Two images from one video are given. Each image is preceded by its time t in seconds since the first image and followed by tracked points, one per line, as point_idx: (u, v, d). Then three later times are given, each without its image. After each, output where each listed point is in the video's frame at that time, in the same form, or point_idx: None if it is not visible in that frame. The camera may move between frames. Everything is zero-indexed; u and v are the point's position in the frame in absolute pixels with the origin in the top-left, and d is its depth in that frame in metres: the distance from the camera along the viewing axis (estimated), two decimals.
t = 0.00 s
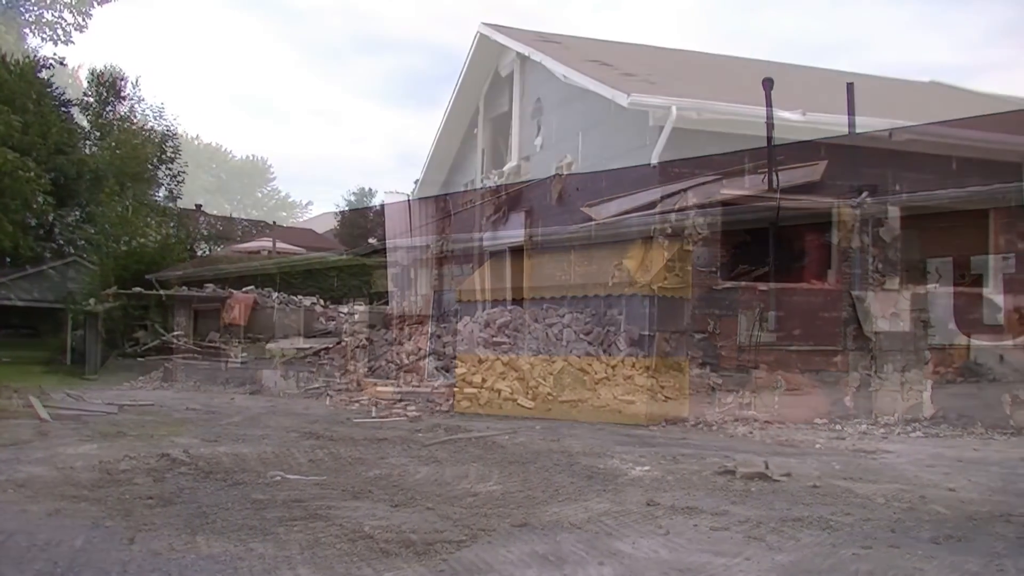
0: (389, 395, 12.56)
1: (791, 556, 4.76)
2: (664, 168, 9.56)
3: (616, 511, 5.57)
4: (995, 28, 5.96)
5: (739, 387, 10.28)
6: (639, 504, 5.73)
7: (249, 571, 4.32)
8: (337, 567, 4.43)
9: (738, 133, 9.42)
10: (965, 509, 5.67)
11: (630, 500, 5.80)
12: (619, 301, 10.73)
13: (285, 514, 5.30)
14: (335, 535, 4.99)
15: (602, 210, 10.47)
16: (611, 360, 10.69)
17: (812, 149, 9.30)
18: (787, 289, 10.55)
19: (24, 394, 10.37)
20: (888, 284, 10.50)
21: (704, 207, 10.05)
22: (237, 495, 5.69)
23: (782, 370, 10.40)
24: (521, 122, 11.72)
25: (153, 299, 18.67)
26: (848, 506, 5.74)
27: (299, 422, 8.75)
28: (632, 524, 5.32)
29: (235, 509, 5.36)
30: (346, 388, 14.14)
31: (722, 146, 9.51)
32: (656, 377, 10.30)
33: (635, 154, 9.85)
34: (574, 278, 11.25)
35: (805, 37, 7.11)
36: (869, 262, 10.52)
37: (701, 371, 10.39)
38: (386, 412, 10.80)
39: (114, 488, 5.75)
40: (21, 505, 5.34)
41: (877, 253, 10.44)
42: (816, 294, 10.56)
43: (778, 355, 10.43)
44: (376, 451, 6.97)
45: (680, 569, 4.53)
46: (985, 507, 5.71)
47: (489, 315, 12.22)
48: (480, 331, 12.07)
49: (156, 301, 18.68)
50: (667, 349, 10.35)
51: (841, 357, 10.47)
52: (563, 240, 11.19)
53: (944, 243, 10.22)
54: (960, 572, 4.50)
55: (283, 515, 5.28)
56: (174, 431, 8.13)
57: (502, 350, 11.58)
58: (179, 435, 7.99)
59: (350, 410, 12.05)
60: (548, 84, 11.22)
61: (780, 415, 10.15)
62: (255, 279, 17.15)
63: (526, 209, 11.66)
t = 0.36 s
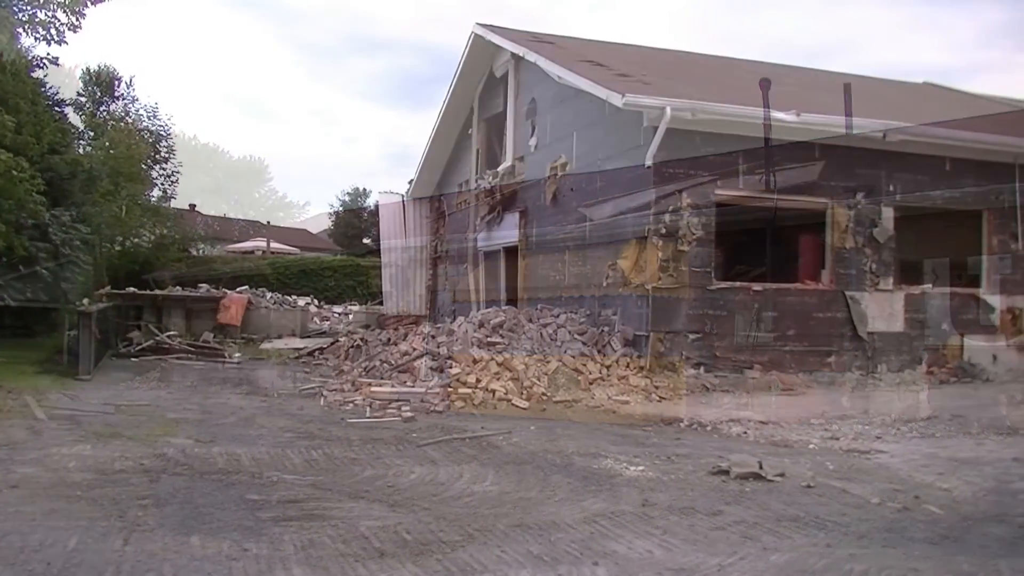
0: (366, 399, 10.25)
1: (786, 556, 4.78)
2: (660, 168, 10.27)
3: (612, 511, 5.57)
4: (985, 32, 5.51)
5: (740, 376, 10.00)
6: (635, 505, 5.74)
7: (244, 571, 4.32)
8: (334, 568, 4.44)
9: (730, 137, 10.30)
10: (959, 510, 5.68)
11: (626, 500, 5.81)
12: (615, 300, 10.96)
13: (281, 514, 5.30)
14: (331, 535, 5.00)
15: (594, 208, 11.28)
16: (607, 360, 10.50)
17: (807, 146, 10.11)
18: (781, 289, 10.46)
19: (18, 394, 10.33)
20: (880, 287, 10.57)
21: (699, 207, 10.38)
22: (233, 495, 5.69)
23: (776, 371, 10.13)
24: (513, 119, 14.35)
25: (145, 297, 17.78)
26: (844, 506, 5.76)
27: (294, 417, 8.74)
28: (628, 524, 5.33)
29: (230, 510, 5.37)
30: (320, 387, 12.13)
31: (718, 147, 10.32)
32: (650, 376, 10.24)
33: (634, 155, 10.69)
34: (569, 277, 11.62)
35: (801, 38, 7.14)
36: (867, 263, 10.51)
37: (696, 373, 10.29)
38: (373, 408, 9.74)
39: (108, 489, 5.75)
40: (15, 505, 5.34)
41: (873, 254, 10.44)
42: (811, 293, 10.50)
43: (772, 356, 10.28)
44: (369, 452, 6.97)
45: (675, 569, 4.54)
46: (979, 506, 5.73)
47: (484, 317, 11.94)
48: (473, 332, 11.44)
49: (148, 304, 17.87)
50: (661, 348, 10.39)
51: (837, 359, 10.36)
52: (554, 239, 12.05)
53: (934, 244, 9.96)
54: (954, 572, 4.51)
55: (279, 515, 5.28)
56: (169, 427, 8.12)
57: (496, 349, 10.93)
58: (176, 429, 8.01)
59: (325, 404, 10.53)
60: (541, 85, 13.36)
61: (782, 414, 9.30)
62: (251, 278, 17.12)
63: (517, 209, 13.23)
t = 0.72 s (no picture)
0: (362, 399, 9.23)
1: (781, 556, 4.80)
2: (659, 169, 10.08)
3: (609, 512, 5.60)
4: None
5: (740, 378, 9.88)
6: (632, 504, 5.77)
7: (241, 571, 4.37)
8: (330, 568, 4.48)
9: (731, 135, 10.30)
10: (957, 510, 5.69)
11: (623, 500, 5.85)
12: (612, 300, 10.89)
13: (278, 516, 5.36)
14: (329, 535, 5.06)
15: (592, 210, 11.49)
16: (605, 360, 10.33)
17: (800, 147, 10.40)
18: (779, 290, 10.50)
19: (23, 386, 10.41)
20: (875, 289, 10.91)
21: (696, 206, 10.24)
22: (233, 495, 5.76)
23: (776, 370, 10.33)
24: (510, 117, 14.36)
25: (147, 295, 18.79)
26: (841, 506, 5.78)
27: (296, 413, 8.80)
28: (625, 524, 5.36)
29: (230, 511, 5.43)
30: (315, 387, 10.55)
31: (716, 147, 10.26)
32: (647, 376, 9.99)
33: (632, 155, 10.54)
34: (568, 277, 12.05)
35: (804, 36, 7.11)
36: (864, 265, 10.86)
37: (695, 373, 10.17)
38: (369, 408, 8.71)
39: (108, 489, 5.81)
40: (16, 505, 5.42)
41: (870, 254, 10.88)
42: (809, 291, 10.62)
43: (771, 356, 10.46)
44: (368, 451, 7.02)
45: (671, 570, 4.57)
46: (977, 506, 5.75)
47: (481, 317, 11.36)
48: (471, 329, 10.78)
49: (147, 304, 19.30)
50: (659, 349, 10.13)
51: (835, 359, 10.73)
52: (555, 238, 12.52)
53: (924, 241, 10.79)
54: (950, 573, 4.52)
55: (277, 517, 5.34)
56: (171, 424, 8.20)
57: (494, 349, 10.30)
58: (177, 426, 8.06)
59: (321, 408, 9.17)
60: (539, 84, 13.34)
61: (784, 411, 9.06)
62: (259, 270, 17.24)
63: (518, 209, 13.80)
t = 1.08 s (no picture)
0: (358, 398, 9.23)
1: (775, 556, 4.80)
2: (653, 169, 10.09)
3: (602, 512, 5.60)
4: None
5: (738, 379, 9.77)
6: (626, 504, 5.77)
7: (234, 571, 4.37)
8: (323, 568, 4.48)
9: (725, 136, 10.31)
10: (950, 509, 5.70)
11: (617, 500, 5.85)
12: (605, 301, 10.89)
13: (272, 517, 5.35)
14: (322, 535, 5.05)
15: (586, 211, 11.50)
16: (596, 361, 10.32)
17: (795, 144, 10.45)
18: (773, 290, 10.51)
19: (16, 387, 10.37)
20: (869, 290, 10.93)
21: (690, 207, 10.26)
22: (226, 496, 5.76)
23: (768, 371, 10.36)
24: (504, 117, 14.37)
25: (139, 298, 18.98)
26: (835, 506, 5.78)
27: (290, 413, 8.80)
28: (618, 525, 5.36)
29: (223, 512, 5.42)
30: (309, 387, 10.58)
31: (709, 148, 10.27)
32: (641, 377, 9.98)
33: (626, 156, 10.52)
34: (563, 277, 12.05)
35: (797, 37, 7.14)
36: (858, 266, 10.87)
37: (688, 372, 10.20)
38: (363, 408, 8.69)
39: (100, 490, 5.80)
40: (9, 506, 5.40)
41: (864, 254, 10.90)
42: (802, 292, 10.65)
43: (765, 357, 10.48)
44: (362, 452, 7.01)
45: (665, 569, 4.57)
46: (971, 506, 5.74)
47: (475, 317, 11.34)
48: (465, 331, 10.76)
49: (140, 304, 19.23)
50: (652, 349, 10.12)
51: (829, 359, 10.75)
52: (549, 238, 12.53)
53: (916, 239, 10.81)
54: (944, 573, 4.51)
55: (271, 518, 5.34)
56: (165, 424, 8.20)
57: (488, 349, 10.29)
58: (171, 427, 8.04)
59: (315, 408, 9.16)
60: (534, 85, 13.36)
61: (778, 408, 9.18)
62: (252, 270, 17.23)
63: (513, 209, 13.79)
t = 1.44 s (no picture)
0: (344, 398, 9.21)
1: (761, 555, 4.82)
2: (640, 169, 10.10)
3: (589, 512, 5.60)
4: None
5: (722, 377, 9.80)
6: (612, 504, 5.77)
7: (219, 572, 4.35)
8: (309, 569, 4.47)
9: (711, 136, 10.34)
10: (934, 509, 5.72)
11: (604, 499, 5.85)
12: (592, 301, 10.90)
13: (258, 517, 5.34)
14: (308, 536, 5.03)
15: (572, 211, 11.51)
16: (582, 361, 10.32)
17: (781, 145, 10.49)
18: (759, 290, 10.55)
19: None
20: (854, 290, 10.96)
21: (676, 207, 10.28)
22: (212, 497, 5.74)
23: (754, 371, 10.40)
24: (490, 116, 14.36)
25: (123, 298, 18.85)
26: (820, 505, 5.80)
27: (275, 414, 8.77)
28: (604, 524, 5.36)
29: (208, 512, 5.40)
30: (294, 387, 10.59)
31: (695, 148, 10.29)
32: (627, 377, 9.99)
33: (612, 156, 10.53)
34: (548, 277, 12.06)
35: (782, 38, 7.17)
36: (843, 266, 10.92)
37: (675, 372, 10.22)
38: (348, 408, 8.65)
39: (84, 491, 5.76)
40: None
41: (849, 255, 10.94)
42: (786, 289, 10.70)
43: (751, 357, 10.51)
44: (348, 452, 7.00)
45: (652, 569, 4.58)
46: (955, 505, 5.77)
47: (461, 317, 11.31)
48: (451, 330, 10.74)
49: (125, 304, 19.12)
50: (638, 349, 10.12)
51: (814, 359, 10.79)
52: (535, 238, 12.54)
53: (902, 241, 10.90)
54: (929, 573, 4.53)
55: (257, 518, 5.32)
56: (150, 424, 8.16)
57: (474, 349, 10.28)
58: (156, 427, 7.99)
59: (301, 408, 9.13)
60: (520, 85, 13.36)
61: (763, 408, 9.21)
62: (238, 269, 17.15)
63: (499, 209, 13.79)
